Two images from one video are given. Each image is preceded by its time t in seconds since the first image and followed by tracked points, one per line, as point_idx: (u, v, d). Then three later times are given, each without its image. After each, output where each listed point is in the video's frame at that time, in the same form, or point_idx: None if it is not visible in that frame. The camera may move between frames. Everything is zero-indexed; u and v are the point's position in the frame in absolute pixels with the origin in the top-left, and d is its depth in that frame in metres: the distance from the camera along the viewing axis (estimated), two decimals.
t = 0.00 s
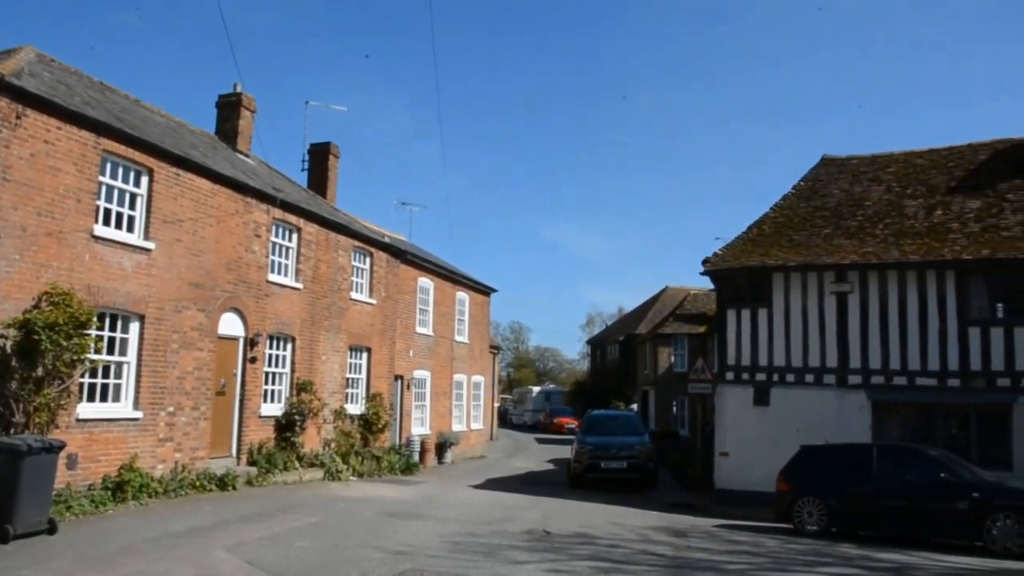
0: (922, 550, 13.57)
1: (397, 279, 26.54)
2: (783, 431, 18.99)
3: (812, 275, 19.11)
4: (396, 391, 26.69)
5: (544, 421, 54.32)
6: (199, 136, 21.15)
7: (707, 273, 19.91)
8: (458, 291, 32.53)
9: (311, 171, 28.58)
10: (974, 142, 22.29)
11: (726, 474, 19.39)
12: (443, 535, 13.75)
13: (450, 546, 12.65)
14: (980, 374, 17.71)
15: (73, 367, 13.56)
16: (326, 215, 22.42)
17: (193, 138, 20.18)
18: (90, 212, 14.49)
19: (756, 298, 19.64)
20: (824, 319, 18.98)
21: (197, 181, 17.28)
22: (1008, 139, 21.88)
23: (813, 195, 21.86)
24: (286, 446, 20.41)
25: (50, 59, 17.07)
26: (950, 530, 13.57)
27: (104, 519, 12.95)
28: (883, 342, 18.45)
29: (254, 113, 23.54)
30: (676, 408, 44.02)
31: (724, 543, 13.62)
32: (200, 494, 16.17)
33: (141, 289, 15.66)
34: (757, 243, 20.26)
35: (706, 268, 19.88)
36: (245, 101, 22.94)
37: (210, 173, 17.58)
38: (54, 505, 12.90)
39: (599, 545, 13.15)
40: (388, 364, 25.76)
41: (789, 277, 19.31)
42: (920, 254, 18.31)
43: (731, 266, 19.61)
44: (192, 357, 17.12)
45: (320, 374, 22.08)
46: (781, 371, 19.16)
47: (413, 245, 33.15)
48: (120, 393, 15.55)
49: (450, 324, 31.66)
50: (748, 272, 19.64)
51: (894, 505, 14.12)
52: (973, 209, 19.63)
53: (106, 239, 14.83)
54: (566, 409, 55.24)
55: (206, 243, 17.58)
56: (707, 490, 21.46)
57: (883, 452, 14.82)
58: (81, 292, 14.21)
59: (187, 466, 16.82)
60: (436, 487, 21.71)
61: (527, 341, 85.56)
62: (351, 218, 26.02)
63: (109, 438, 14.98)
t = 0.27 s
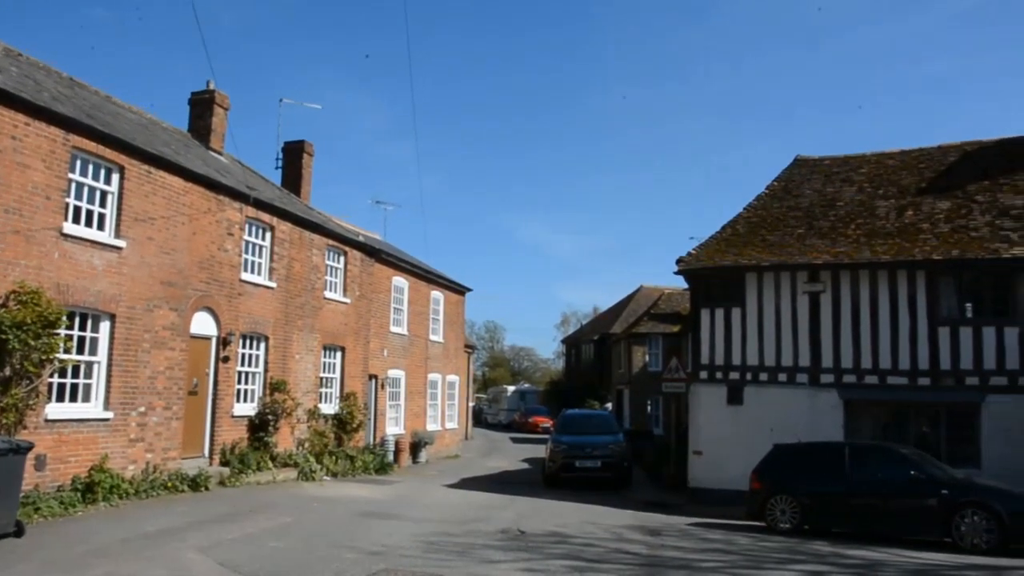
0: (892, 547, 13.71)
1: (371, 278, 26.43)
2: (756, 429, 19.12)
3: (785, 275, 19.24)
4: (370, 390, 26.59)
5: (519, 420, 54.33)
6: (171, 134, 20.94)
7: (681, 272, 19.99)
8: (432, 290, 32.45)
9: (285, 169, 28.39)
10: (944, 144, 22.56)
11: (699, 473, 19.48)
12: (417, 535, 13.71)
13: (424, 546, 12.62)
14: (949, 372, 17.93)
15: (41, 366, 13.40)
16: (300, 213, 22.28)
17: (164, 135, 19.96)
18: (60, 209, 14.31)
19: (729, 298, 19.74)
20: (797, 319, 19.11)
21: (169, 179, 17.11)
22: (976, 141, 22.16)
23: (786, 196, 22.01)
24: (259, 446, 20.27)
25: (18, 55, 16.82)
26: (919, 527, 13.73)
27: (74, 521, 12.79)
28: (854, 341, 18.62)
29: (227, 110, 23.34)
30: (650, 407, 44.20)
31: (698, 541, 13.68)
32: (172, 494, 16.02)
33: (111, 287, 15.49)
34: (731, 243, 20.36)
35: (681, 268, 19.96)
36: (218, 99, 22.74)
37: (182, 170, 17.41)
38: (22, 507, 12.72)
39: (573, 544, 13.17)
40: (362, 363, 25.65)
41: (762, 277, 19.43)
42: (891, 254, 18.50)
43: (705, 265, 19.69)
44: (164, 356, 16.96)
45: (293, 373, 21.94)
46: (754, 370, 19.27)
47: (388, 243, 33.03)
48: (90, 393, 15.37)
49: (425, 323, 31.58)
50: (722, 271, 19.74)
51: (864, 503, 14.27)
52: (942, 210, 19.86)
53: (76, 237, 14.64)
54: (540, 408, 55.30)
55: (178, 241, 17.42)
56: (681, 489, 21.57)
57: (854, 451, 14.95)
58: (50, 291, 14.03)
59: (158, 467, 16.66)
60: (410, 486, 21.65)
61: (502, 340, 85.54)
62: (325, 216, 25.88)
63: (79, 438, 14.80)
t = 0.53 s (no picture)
0: (865, 544, 13.84)
1: (347, 275, 26.32)
2: (731, 428, 19.23)
3: (760, 274, 19.36)
4: (346, 388, 26.48)
5: (496, 418, 54.32)
6: (146, 129, 20.74)
7: (658, 272, 20.05)
8: (409, 288, 32.36)
9: (261, 166, 28.20)
10: (918, 146, 22.78)
11: (675, 471, 19.56)
12: (392, 533, 13.67)
13: (400, 544, 12.58)
14: (922, 372, 18.14)
15: (14, 364, 13.06)
16: (276, 210, 22.15)
17: (139, 130, 19.77)
18: (32, 204, 14.13)
19: (705, 297, 19.83)
20: (772, 318, 19.22)
21: (143, 174, 16.94)
22: (949, 144, 22.40)
23: (762, 196, 22.13)
24: (234, 444, 20.14)
25: None
26: (891, 524, 13.87)
27: (44, 520, 12.64)
28: (829, 341, 18.77)
29: (203, 106, 23.16)
30: (626, 406, 44.34)
31: (673, 539, 13.74)
32: (145, 493, 15.87)
33: (84, 284, 15.33)
34: (707, 242, 20.46)
35: (657, 267, 20.02)
36: (194, 94, 22.55)
37: (157, 166, 17.25)
38: None
39: (549, 543, 13.18)
40: (338, 361, 25.54)
41: (738, 276, 19.52)
42: (865, 255, 18.66)
43: (681, 265, 19.77)
44: (138, 353, 16.80)
45: (269, 371, 21.80)
46: (730, 369, 19.37)
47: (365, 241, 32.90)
48: (62, 391, 15.20)
49: (402, 321, 31.49)
50: (698, 271, 19.82)
51: (838, 501, 14.39)
52: (916, 211, 20.07)
53: (48, 232, 14.47)
54: (517, 406, 55.32)
55: (152, 238, 17.25)
56: (656, 488, 21.65)
57: (828, 449, 15.07)
58: (21, 287, 13.86)
59: (132, 465, 16.50)
60: (386, 485, 21.59)
61: (479, 339, 85.48)
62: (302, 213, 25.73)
63: (50, 436, 14.64)
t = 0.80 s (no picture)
0: (839, 543, 13.97)
1: (325, 274, 26.20)
2: (708, 428, 19.33)
3: (737, 275, 19.45)
4: (323, 387, 26.35)
5: (474, 417, 54.25)
6: (121, 124, 20.55)
7: (636, 272, 20.10)
8: (387, 286, 32.25)
9: (239, 163, 28.01)
10: (894, 148, 22.97)
11: (652, 471, 19.63)
12: (368, 533, 13.62)
13: (376, 544, 12.54)
14: (897, 372, 18.32)
15: None
16: (254, 207, 22.00)
17: (114, 126, 19.58)
18: (4, 200, 13.96)
19: (683, 297, 19.90)
20: (749, 319, 19.33)
21: (119, 170, 16.78)
22: (925, 146, 22.60)
23: (740, 197, 22.24)
24: (210, 443, 20.00)
25: None
26: (865, 523, 14.01)
27: (16, 519, 12.49)
28: (805, 341, 18.90)
29: (180, 102, 22.97)
30: (604, 405, 44.42)
31: (649, 539, 13.78)
32: (119, 492, 15.71)
33: (58, 281, 15.16)
34: (685, 243, 20.53)
35: (635, 267, 20.07)
36: (170, 90, 22.36)
37: (132, 162, 17.09)
38: None
39: (526, 542, 13.18)
40: (316, 360, 25.41)
41: (716, 276, 19.61)
42: (841, 256, 18.81)
43: (659, 265, 19.83)
44: (112, 351, 16.64)
45: (245, 369, 21.66)
46: (707, 369, 19.45)
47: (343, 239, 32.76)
48: (35, 389, 15.02)
49: (380, 320, 31.37)
50: (676, 271, 19.89)
51: (813, 500, 14.49)
52: (891, 213, 20.25)
53: (20, 228, 14.30)
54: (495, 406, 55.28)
55: (128, 235, 17.09)
56: (634, 487, 21.72)
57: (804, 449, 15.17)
58: None
59: (106, 464, 16.34)
60: (363, 484, 21.51)
61: (457, 338, 85.37)
62: (279, 211, 25.59)
63: (22, 435, 14.47)
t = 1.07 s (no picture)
0: (816, 543, 14.05)
1: (305, 273, 26.08)
2: (686, 429, 19.40)
3: (717, 276, 19.54)
4: (302, 387, 26.23)
5: (453, 417, 54.18)
6: (99, 121, 20.37)
7: (616, 272, 20.14)
8: (367, 286, 32.16)
9: (218, 161, 27.83)
10: (872, 152, 23.15)
11: (631, 471, 19.68)
12: (346, 533, 13.57)
13: (354, 544, 12.50)
14: (874, 374, 18.48)
15: None
16: (233, 205, 21.87)
17: (92, 122, 19.40)
18: None
19: (662, 298, 19.97)
20: (728, 320, 19.40)
21: (96, 167, 16.63)
22: (902, 150, 22.79)
23: (720, 199, 22.34)
24: (187, 442, 19.86)
25: None
26: (841, 523, 14.12)
27: None
28: (783, 343, 19.01)
29: (159, 99, 22.80)
30: (584, 406, 44.51)
31: (628, 539, 13.81)
32: (95, 492, 15.57)
33: (33, 278, 15.01)
34: (665, 244, 20.60)
35: (615, 268, 20.11)
36: (150, 87, 22.19)
37: (110, 159, 16.95)
38: None
39: (504, 542, 13.18)
40: (295, 359, 25.28)
41: (695, 277, 19.68)
42: (820, 258, 18.94)
43: (639, 266, 19.87)
44: (88, 350, 16.49)
45: (224, 369, 21.52)
46: (686, 370, 19.52)
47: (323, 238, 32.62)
48: (9, 388, 14.87)
49: (359, 319, 31.27)
50: (656, 272, 19.94)
51: (791, 501, 14.58)
52: (869, 216, 20.41)
53: None
54: (475, 406, 55.24)
55: (105, 232, 16.95)
56: (613, 488, 21.77)
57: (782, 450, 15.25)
58: None
59: (81, 463, 16.19)
60: (342, 484, 21.43)
61: (437, 338, 85.24)
62: (259, 210, 25.45)
63: None
